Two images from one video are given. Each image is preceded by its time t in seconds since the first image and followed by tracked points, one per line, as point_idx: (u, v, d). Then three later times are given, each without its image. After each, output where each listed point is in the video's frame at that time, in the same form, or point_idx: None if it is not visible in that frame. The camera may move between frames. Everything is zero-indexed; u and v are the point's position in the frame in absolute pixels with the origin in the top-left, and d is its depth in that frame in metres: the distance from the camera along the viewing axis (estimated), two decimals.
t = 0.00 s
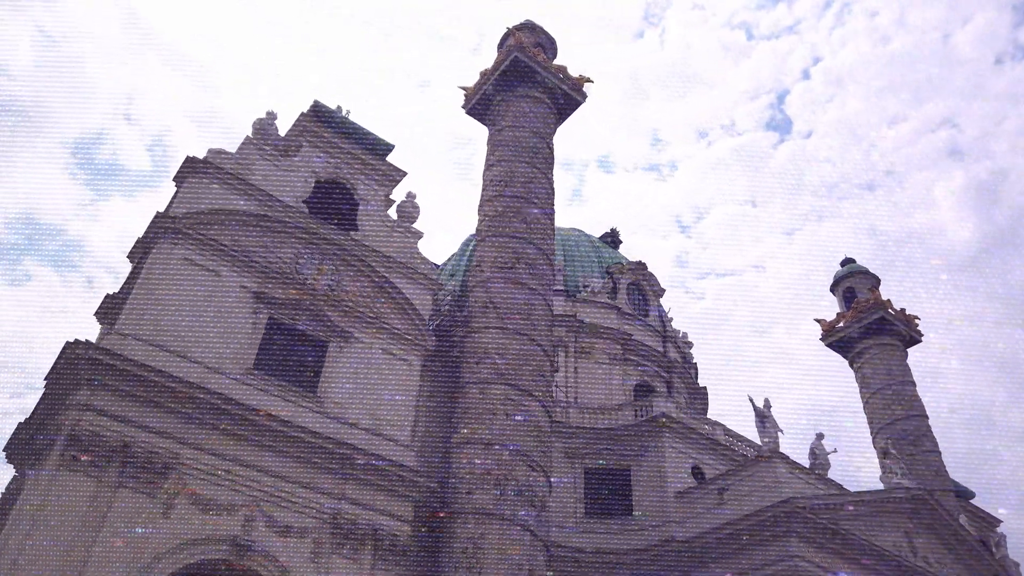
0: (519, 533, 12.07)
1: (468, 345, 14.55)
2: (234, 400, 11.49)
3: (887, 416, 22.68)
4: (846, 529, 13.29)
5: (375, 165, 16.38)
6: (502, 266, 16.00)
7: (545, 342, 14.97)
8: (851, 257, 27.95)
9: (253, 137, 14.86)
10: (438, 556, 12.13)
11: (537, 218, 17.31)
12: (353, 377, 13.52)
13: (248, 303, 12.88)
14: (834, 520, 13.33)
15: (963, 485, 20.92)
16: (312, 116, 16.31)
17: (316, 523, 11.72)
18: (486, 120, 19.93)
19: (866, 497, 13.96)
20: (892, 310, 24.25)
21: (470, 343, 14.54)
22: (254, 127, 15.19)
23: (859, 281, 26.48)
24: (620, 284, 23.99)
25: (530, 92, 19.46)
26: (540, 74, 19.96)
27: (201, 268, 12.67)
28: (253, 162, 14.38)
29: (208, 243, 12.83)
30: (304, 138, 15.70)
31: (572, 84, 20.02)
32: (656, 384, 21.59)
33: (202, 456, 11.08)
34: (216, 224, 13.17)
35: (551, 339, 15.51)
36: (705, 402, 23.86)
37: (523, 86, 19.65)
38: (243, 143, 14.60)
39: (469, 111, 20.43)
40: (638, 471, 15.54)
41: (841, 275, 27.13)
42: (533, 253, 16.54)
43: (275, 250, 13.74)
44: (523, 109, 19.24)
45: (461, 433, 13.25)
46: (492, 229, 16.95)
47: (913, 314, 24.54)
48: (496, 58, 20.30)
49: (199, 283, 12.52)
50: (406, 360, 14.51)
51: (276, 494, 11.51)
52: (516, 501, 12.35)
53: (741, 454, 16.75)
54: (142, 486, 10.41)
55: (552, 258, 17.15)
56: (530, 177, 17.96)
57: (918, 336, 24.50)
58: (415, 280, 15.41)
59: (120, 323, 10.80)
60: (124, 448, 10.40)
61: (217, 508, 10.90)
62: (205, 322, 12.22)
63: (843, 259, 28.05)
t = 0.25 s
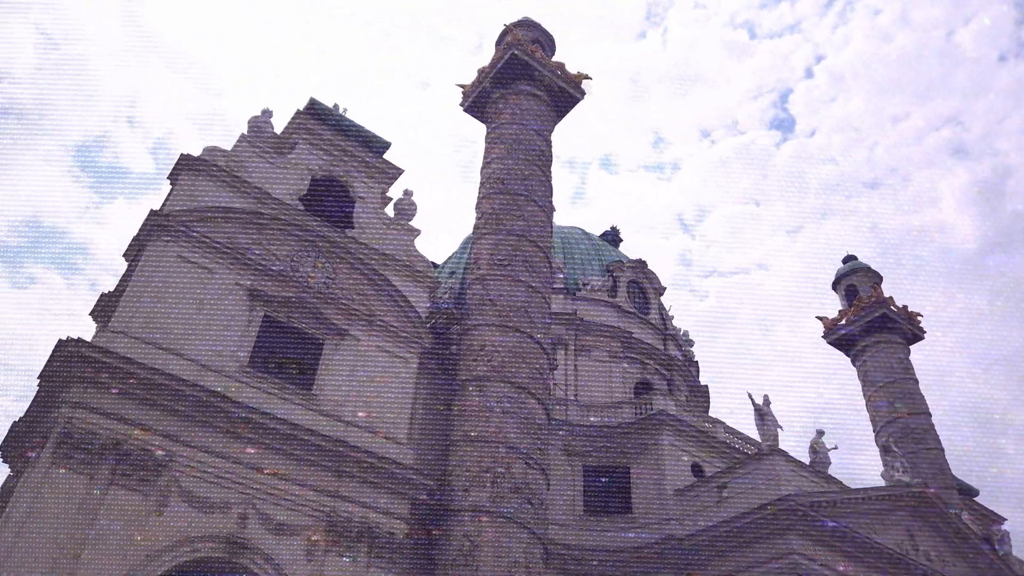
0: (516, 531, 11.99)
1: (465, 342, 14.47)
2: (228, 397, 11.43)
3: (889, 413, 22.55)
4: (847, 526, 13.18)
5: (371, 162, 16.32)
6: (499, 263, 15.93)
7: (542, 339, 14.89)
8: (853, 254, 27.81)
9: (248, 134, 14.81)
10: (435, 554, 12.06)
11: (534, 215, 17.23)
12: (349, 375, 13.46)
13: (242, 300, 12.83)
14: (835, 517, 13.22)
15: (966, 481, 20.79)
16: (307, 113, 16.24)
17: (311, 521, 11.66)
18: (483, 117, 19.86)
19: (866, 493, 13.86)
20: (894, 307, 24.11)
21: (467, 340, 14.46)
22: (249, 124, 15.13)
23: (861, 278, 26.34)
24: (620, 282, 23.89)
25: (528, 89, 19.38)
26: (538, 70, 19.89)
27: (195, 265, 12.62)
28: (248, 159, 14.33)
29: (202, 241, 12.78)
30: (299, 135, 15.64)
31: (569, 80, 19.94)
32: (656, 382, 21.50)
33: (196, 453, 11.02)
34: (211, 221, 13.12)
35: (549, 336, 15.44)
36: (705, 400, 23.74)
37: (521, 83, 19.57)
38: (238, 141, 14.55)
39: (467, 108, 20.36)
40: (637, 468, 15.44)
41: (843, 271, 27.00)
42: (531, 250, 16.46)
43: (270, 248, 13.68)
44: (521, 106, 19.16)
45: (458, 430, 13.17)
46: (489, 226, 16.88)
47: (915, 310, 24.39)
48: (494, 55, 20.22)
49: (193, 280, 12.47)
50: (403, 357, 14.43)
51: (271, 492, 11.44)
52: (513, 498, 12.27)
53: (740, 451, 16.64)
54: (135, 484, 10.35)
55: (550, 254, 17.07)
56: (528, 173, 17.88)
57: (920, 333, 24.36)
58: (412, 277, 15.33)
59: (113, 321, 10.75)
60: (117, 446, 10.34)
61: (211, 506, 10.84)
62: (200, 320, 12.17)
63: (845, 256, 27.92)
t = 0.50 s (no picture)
0: (514, 529, 11.90)
1: (464, 340, 14.36)
2: (223, 396, 11.36)
3: (894, 411, 22.37)
4: (849, 524, 13.04)
5: (369, 161, 16.24)
6: (498, 261, 15.84)
7: (542, 337, 14.80)
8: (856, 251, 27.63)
9: (245, 134, 14.77)
10: (432, 553, 11.99)
11: (533, 213, 17.15)
12: (347, 374, 13.41)
13: (239, 300, 12.78)
14: (837, 514, 13.07)
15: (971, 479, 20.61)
16: (304, 113, 16.18)
17: (307, 521, 11.58)
18: (482, 115, 19.78)
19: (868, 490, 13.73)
20: (898, 304, 23.93)
21: (466, 339, 14.35)
22: (246, 124, 15.09)
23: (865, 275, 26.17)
24: (622, 280, 23.77)
25: (527, 87, 19.30)
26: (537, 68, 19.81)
27: (190, 265, 12.57)
28: (244, 159, 14.28)
29: (198, 241, 12.73)
30: (296, 135, 15.58)
31: (568, 78, 19.83)
32: (658, 381, 21.38)
33: (191, 453, 10.97)
34: (207, 221, 13.08)
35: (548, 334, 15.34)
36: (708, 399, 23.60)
37: (519, 81, 19.49)
38: (234, 141, 14.49)
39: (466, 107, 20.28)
40: (638, 466, 15.33)
41: (846, 268, 26.83)
42: (529, 249, 16.38)
43: (267, 247, 13.63)
44: (519, 105, 19.08)
45: (456, 429, 13.08)
46: (488, 225, 16.79)
47: (920, 307, 24.21)
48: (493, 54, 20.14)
49: (189, 280, 12.42)
50: (401, 356, 14.36)
51: (266, 491, 11.37)
52: (511, 498, 12.17)
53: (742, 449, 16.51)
54: (129, 484, 10.29)
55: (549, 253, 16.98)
56: (526, 172, 17.79)
57: (925, 330, 24.17)
58: (409, 276, 15.25)
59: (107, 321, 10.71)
60: (110, 446, 10.29)
61: (206, 506, 10.78)
62: (194, 320, 12.09)
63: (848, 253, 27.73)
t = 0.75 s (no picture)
0: (512, 526, 11.82)
1: (462, 337, 14.27)
2: (217, 393, 11.31)
3: (898, 407, 22.24)
4: (851, 520, 12.92)
5: (366, 158, 16.18)
6: (496, 258, 15.76)
7: (540, 334, 14.73)
8: (858, 247, 27.47)
9: (241, 131, 14.73)
10: (429, 549, 11.93)
11: (532, 210, 17.08)
12: (344, 371, 13.35)
13: (234, 297, 12.73)
14: (839, 509, 12.90)
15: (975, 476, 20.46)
16: (301, 110, 16.13)
17: (304, 518, 11.53)
18: (481, 112, 19.71)
19: (870, 486, 13.61)
20: (901, 300, 23.77)
21: (464, 336, 14.25)
22: (242, 121, 15.05)
23: (867, 271, 26.03)
24: (623, 277, 23.69)
25: (525, 84, 19.24)
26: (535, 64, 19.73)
27: (186, 262, 12.53)
28: (240, 156, 14.24)
29: (193, 238, 12.69)
30: (293, 132, 15.53)
31: (567, 74, 19.75)
32: (660, 378, 21.29)
33: (186, 450, 10.92)
34: (202, 218, 13.03)
35: (547, 331, 15.26)
36: (710, 395, 23.50)
37: (518, 78, 19.42)
38: (230, 138, 14.45)
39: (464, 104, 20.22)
40: (638, 463, 15.25)
41: (849, 265, 26.68)
42: (528, 245, 16.31)
43: (263, 244, 13.59)
44: (518, 101, 19.01)
45: (454, 426, 13.01)
46: (486, 222, 16.73)
47: (922, 303, 24.04)
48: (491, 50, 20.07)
49: (184, 277, 12.38)
50: (398, 353, 14.30)
51: (261, 489, 11.32)
52: (509, 494, 12.09)
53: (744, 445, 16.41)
54: (122, 482, 10.25)
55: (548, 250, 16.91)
56: (525, 168, 17.72)
57: (928, 326, 24.01)
58: (407, 273, 15.19)
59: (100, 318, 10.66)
60: (103, 443, 10.25)
61: (201, 503, 10.73)
62: (189, 317, 12.05)
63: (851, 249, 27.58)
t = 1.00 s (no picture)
0: (510, 523, 11.71)
1: (460, 334, 14.18)
2: (212, 391, 11.26)
3: (903, 403, 22.07)
4: (853, 515, 12.79)
5: (363, 155, 16.12)
6: (495, 254, 15.67)
7: (539, 330, 14.63)
8: (862, 243, 27.28)
9: (238, 129, 14.70)
10: (427, 547, 11.85)
11: (531, 206, 16.99)
12: (341, 368, 13.29)
13: (230, 295, 12.69)
14: (840, 505, 12.77)
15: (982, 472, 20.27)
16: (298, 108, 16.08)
17: (299, 516, 11.47)
18: (480, 109, 19.63)
19: (872, 481, 13.47)
20: (905, 295, 23.58)
21: (462, 333, 14.15)
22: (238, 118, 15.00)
23: (871, 267, 25.85)
24: (625, 275, 23.58)
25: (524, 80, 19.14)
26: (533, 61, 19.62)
27: (181, 259, 12.49)
28: (236, 153, 14.20)
29: (188, 235, 12.65)
30: (289, 130, 15.48)
31: (566, 70, 19.65)
32: (662, 375, 21.18)
33: (180, 447, 10.87)
34: (198, 216, 13.00)
35: (546, 327, 15.16)
36: (713, 392, 23.38)
37: (517, 75, 19.33)
38: (227, 136, 14.41)
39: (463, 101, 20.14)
40: (639, 460, 15.14)
41: (852, 261, 26.50)
42: (527, 242, 16.22)
43: (259, 242, 13.54)
44: (517, 98, 18.93)
45: (453, 423, 12.91)
46: (485, 218, 16.64)
47: (927, 298, 23.84)
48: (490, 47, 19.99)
49: (179, 274, 12.34)
50: (396, 350, 14.23)
51: (257, 486, 11.26)
52: (507, 491, 11.99)
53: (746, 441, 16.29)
54: (116, 479, 10.20)
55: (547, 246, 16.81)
56: (524, 164, 17.63)
57: (933, 321, 23.81)
58: (405, 270, 15.11)
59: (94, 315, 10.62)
60: (97, 441, 10.20)
61: (195, 501, 10.68)
62: (184, 315, 12.00)
63: (855, 245, 27.39)
